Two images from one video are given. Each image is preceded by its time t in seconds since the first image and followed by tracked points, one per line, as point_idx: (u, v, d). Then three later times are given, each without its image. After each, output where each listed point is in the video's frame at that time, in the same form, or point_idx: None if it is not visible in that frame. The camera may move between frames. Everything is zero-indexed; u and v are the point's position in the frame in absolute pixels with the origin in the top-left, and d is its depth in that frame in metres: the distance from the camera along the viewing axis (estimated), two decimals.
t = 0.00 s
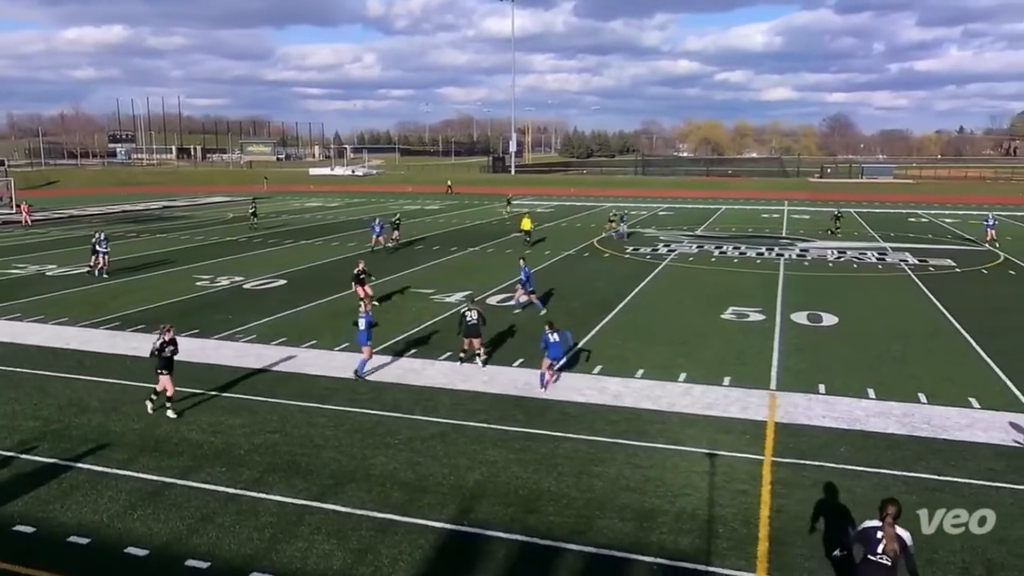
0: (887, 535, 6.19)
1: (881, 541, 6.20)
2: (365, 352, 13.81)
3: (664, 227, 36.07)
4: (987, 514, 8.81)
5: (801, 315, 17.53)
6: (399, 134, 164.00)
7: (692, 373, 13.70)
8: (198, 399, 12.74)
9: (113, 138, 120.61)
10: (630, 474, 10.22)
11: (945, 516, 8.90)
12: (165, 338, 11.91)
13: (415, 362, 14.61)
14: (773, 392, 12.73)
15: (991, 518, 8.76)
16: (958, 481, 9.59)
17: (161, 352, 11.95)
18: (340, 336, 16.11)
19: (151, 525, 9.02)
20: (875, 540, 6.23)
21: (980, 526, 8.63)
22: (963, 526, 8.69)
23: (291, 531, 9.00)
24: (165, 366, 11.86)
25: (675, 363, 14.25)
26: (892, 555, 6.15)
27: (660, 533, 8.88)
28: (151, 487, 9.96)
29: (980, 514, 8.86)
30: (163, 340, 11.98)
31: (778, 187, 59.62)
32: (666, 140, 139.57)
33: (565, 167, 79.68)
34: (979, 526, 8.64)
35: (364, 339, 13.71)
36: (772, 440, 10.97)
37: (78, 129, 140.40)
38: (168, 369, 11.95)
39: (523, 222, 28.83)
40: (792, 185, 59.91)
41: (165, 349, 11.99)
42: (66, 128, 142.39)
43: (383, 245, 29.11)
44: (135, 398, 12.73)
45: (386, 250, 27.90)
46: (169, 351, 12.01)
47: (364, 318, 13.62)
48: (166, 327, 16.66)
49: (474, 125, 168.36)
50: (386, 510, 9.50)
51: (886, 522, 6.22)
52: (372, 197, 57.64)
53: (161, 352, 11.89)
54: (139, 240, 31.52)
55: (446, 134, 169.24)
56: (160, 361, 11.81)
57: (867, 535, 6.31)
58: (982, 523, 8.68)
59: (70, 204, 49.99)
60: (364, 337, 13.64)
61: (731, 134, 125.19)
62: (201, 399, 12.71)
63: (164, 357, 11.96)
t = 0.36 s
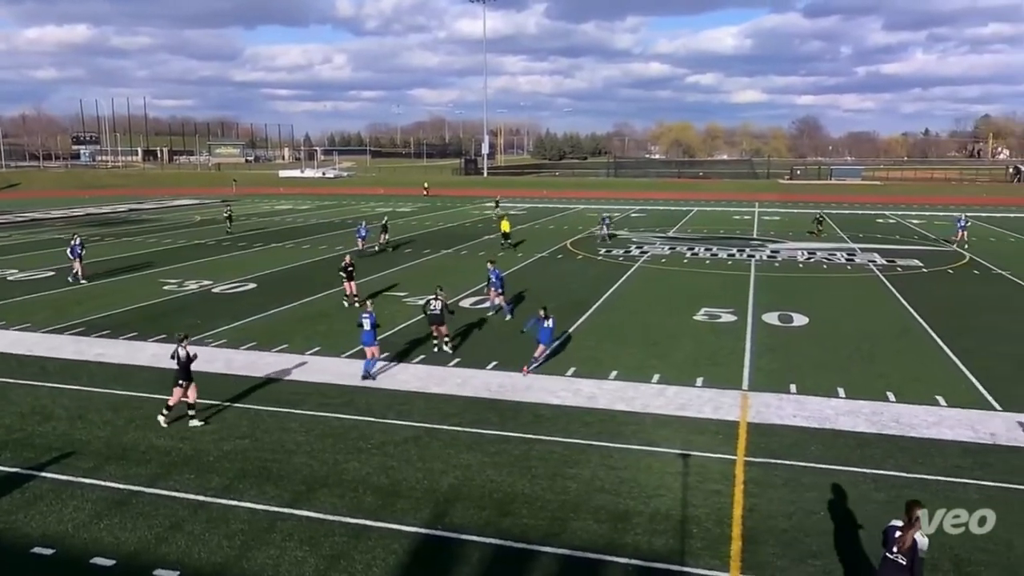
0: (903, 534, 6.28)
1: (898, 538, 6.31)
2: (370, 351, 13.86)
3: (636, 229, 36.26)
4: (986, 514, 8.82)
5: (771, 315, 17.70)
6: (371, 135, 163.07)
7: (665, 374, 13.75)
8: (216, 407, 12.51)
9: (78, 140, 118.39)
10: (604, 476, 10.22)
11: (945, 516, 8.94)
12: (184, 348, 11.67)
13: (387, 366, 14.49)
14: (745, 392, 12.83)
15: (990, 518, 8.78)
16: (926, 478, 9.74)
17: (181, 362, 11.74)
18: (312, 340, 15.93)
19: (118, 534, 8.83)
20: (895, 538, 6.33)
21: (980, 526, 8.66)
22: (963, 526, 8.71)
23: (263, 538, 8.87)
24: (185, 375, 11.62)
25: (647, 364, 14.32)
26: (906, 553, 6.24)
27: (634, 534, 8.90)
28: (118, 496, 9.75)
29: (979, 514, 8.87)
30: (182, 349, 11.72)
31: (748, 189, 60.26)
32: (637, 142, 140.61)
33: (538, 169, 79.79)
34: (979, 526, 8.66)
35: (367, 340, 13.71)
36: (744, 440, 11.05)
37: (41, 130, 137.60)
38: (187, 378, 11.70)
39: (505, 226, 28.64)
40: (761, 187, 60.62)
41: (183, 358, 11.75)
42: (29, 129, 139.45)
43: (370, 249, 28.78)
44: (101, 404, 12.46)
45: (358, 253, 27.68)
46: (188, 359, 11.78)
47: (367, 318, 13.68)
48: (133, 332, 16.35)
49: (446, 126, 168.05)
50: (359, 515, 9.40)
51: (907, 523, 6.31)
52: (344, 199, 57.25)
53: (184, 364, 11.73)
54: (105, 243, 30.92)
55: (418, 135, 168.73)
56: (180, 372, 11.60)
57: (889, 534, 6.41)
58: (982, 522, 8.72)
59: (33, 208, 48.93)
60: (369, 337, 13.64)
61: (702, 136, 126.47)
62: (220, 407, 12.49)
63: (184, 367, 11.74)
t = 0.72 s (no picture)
0: (928, 528, 6.64)
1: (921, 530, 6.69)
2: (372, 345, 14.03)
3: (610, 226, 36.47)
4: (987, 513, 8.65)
5: (743, 311, 17.91)
6: (345, 135, 162.13)
7: (640, 370, 13.87)
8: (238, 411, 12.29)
9: (45, 139, 116.33)
10: (579, 472, 10.29)
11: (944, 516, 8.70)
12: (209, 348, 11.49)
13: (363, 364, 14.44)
14: (718, 387, 12.98)
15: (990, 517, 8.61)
16: (896, 470, 9.93)
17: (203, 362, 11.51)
18: (287, 339, 15.84)
19: (89, 537, 8.73)
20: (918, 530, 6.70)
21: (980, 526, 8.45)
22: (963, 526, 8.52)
23: (238, 539, 8.82)
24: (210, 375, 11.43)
25: (622, 361, 14.42)
26: (927, 545, 6.65)
27: (610, 529, 8.98)
28: (90, 498, 9.65)
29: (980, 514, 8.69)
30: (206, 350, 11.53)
31: (720, 187, 60.85)
32: (611, 140, 141.23)
33: (512, 168, 79.89)
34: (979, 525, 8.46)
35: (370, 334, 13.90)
36: (717, 435, 11.18)
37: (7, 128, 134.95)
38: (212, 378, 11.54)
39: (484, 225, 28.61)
40: (734, 185, 61.24)
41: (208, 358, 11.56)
42: None
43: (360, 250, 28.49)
44: (71, 406, 12.29)
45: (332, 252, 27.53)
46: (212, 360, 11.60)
47: (367, 313, 13.78)
48: (104, 333, 16.11)
49: (420, 125, 167.52)
50: (335, 515, 9.39)
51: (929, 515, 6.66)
52: (318, 198, 56.89)
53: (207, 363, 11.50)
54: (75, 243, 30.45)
55: (392, 134, 168.07)
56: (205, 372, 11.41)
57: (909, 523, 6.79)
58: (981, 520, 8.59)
59: None
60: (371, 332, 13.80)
61: (675, 135, 127.41)
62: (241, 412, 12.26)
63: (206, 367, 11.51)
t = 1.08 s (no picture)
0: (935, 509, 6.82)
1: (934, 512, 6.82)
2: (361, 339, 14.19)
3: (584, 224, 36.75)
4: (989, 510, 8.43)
5: (714, 306, 18.20)
6: (319, 133, 161.08)
7: (613, 365, 14.08)
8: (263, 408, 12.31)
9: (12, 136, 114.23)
10: (555, 465, 10.45)
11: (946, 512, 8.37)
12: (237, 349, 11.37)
13: (340, 361, 14.49)
14: (690, 380, 13.22)
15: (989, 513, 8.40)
16: (862, 460, 10.22)
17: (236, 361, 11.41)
18: (264, 337, 15.83)
19: (65, 537, 8.73)
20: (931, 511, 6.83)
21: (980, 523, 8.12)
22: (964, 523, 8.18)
23: (216, 536, 8.87)
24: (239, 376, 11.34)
25: (596, 356, 14.62)
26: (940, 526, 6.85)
27: (585, 521, 9.16)
28: (65, 498, 9.63)
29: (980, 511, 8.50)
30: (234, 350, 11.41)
31: (692, 184, 61.47)
32: (585, 138, 141.78)
33: (487, 166, 80.00)
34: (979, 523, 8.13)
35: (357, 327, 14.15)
36: (689, 427, 11.42)
37: None
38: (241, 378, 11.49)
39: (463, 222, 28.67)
40: (705, 182, 61.90)
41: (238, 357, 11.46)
42: None
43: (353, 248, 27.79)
44: (45, 406, 12.21)
45: (307, 251, 27.46)
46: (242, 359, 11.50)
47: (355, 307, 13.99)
48: (77, 333, 15.96)
49: (394, 122, 166.91)
50: (314, 511, 9.47)
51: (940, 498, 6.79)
52: (292, 196, 56.56)
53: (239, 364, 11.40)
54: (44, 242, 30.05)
55: (367, 132, 167.32)
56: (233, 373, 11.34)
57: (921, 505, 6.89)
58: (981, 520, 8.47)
59: None
60: (360, 326, 14.05)
61: (648, 134, 128.26)
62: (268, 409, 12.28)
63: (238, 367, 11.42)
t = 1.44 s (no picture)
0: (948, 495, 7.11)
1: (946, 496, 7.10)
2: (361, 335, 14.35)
3: (561, 220, 37.02)
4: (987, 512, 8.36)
5: (688, 301, 18.52)
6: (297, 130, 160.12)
7: (590, 358, 14.34)
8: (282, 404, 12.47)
9: None
10: (534, 457, 10.67)
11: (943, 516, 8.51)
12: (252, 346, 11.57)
13: (321, 357, 14.60)
14: (664, 373, 13.50)
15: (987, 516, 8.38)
16: (831, 449, 10.54)
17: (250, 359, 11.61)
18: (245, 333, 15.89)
19: (47, 534, 8.80)
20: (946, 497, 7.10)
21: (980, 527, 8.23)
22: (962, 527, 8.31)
23: (198, 531, 8.98)
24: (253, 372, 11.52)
25: (573, 350, 14.87)
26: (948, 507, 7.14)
27: (563, 511, 9.39)
28: (47, 495, 9.69)
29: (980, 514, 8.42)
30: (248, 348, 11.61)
31: (669, 181, 62.02)
32: (562, 137, 142.17)
33: (465, 164, 80.08)
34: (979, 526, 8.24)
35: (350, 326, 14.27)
36: (664, 418, 11.68)
37: None
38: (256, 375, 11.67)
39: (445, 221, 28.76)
40: (681, 180, 62.47)
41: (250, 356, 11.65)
42: None
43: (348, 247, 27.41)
44: (26, 404, 12.20)
45: (287, 248, 27.46)
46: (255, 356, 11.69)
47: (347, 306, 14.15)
48: (57, 330, 15.91)
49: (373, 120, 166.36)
50: (296, 505, 9.61)
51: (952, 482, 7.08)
52: (273, 194, 56.37)
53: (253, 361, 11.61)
54: (20, 240, 29.75)
55: (347, 131, 166.74)
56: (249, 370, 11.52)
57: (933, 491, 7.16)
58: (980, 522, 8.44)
59: None
60: (353, 323, 14.15)
61: (624, 132, 128.99)
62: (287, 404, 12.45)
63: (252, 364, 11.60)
